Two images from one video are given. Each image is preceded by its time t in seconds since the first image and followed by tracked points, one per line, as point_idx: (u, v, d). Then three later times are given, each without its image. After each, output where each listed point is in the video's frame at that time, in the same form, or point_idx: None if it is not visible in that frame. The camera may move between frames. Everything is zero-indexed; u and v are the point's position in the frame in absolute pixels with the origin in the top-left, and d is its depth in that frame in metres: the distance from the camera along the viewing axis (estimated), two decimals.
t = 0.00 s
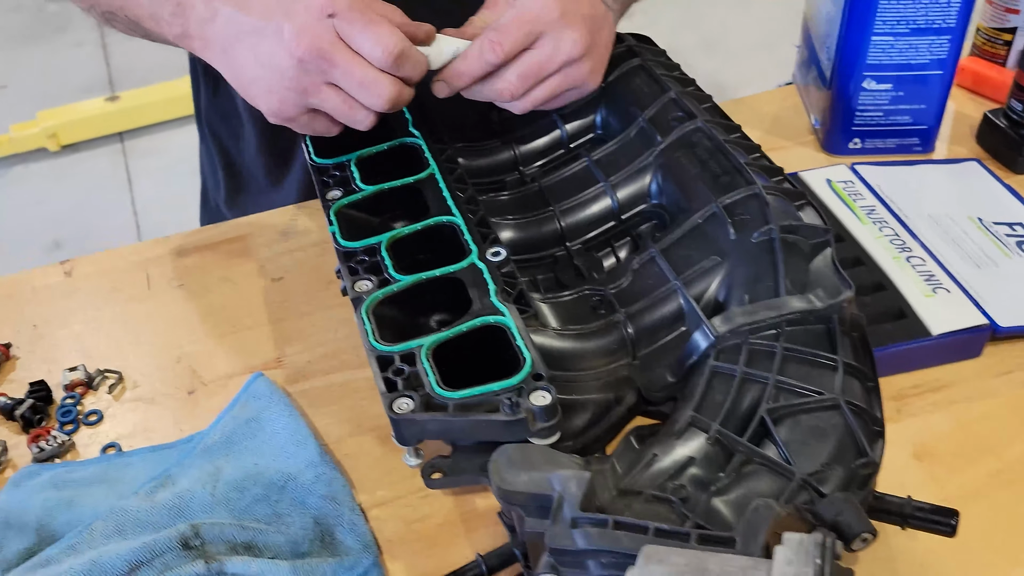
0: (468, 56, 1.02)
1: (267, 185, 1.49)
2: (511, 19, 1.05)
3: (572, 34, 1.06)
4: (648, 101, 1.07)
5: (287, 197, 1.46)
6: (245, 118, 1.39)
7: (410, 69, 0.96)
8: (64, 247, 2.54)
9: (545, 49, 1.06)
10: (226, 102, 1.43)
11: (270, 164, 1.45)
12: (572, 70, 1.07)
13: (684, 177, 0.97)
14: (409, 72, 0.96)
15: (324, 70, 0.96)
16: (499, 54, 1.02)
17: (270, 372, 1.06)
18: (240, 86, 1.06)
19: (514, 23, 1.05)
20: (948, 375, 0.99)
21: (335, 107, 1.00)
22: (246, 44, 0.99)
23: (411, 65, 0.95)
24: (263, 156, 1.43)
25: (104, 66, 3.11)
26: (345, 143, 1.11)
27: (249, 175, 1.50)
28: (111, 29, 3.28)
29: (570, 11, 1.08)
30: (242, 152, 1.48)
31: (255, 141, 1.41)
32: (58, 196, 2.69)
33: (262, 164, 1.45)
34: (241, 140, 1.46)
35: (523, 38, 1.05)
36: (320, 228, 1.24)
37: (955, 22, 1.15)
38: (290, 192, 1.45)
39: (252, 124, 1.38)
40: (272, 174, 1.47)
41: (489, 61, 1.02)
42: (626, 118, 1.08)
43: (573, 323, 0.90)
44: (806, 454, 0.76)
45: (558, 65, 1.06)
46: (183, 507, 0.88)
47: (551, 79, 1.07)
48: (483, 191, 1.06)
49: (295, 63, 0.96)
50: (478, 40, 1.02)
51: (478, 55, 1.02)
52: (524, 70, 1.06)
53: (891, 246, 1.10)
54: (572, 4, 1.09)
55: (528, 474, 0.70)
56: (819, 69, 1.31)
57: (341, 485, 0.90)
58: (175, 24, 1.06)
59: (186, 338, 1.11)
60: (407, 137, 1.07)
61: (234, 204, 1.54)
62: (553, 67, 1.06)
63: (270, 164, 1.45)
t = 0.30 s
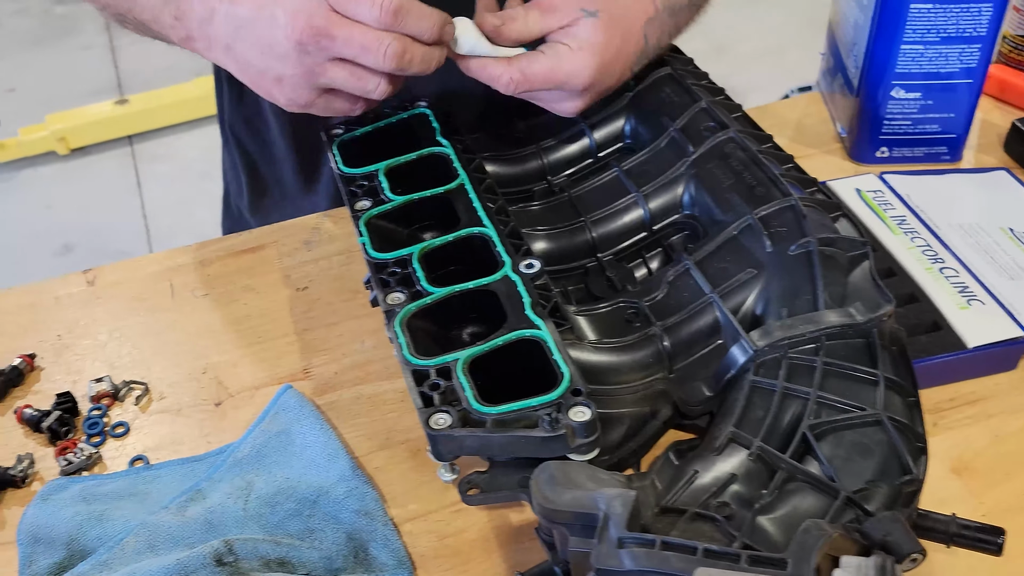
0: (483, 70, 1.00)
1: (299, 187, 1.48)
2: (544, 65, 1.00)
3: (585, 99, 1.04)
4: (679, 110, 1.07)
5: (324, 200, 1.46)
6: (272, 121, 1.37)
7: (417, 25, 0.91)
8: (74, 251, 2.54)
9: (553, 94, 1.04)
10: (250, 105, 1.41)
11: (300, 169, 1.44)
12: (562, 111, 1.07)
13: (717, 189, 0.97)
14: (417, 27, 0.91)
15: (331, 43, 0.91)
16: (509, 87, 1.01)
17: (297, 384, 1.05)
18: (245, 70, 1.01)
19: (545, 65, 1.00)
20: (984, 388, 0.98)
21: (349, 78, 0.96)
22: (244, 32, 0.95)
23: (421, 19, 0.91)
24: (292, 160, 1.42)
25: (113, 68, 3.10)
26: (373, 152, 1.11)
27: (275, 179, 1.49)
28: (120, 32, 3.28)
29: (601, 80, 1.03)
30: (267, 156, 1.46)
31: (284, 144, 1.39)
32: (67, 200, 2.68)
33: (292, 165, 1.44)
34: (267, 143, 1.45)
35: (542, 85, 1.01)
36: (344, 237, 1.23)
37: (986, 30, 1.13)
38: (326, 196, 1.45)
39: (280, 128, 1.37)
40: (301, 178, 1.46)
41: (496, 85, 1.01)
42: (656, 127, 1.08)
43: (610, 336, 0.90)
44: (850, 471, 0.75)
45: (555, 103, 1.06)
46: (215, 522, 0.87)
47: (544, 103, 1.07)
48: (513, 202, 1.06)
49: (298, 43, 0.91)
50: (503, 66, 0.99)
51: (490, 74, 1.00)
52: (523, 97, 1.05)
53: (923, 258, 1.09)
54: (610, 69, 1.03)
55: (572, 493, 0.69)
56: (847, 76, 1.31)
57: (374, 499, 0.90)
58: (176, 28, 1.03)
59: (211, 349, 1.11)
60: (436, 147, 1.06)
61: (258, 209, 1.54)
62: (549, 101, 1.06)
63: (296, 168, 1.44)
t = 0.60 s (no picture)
0: (565, 90, 0.94)
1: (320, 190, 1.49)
2: (618, 62, 0.99)
3: (659, 93, 1.03)
4: (706, 114, 1.08)
5: (348, 202, 1.47)
6: (292, 123, 1.37)
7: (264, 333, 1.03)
8: (87, 251, 2.54)
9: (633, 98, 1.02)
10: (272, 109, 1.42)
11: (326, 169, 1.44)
12: (640, 120, 1.05)
13: (746, 192, 0.97)
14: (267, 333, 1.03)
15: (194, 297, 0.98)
16: (597, 96, 0.96)
17: (325, 384, 1.05)
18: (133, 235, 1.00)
19: (618, 64, 0.99)
20: (1013, 392, 0.98)
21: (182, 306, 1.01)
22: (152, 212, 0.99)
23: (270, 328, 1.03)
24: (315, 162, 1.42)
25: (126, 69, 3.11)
26: (399, 153, 1.11)
27: (296, 180, 1.50)
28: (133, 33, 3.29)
29: (668, 67, 1.02)
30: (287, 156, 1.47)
31: (305, 146, 1.39)
32: (81, 200, 2.69)
33: (313, 170, 1.44)
34: (287, 144, 1.45)
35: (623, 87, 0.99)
36: (368, 238, 1.24)
37: (1013, 35, 1.13)
38: (349, 196, 1.47)
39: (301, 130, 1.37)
40: (323, 180, 1.46)
41: (584, 102, 0.96)
42: (684, 131, 1.08)
43: (641, 338, 0.90)
44: (885, 475, 0.75)
45: (634, 113, 1.03)
46: (248, 520, 0.88)
47: (621, 121, 1.04)
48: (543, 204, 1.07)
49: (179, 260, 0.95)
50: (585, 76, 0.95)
51: (576, 91, 0.95)
52: (606, 115, 1.01)
53: (951, 261, 1.11)
54: (670, 52, 1.03)
55: (609, 494, 0.68)
56: (871, 80, 1.32)
57: (405, 499, 0.91)
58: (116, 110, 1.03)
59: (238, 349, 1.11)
60: (464, 149, 1.07)
61: (279, 213, 1.54)
62: (630, 114, 1.03)
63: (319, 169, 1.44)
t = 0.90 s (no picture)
0: (577, 92, 0.94)
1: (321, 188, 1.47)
2: (621, 55, 0.98)
3: (654, 78, 1.03)
4: (718, 112, 1.07)
5: (342, 200, 1.44)
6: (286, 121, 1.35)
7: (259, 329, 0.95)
8: (92, 248, 2.55)
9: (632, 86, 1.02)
10: (267, 108, 1.41)
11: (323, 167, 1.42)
12: (638, 107, 1.05)
13: (758, 191, 0.97)
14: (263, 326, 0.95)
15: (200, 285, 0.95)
16: (611, 96, 0.96)
17: (332, 381, 1.05)
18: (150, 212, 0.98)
19: (622, 57, 0.98)
20: None
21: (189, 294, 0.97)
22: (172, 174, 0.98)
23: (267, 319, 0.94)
24: (310, 161, 1.40)
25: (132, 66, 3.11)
26: (408, 151, 1.11)
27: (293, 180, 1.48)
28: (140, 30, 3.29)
29: (664, 52, 1.02)
30: (286, 156, 1.45)
31: (301, 145, 1.37)
32: (86, 196, 2.69)
33: (310, 170, 1.42)
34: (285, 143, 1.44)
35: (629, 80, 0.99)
36: (376, 235, 1.24)
37: None
38: (344, 195, 1.44)
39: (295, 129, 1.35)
40: (320, 179, 1.44)
41: (598, 103, 0.95)
42: (694, 129, 1.08)
43: (652, 336, 0.90)
44: (898, 475, 0.74)
45: (636, 102, 1.04)
46: (255, 517, 0.88)
47: (621, 109, 1.04)
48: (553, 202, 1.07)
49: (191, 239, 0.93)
50: (597, 77, 0.95)
51: (589, 93, 0.95)
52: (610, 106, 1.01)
53: (962, 262, 1.10)
54: (665, 37, 1.03)
55: (620, 493, 0.68)
56: (882, 80, 1.31)
57: (413, 497, 0.90)
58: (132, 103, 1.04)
59: (245, 345, 1.11)
60: (473, 145, 1.07)
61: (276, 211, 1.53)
62: (630, 102, 1.03)
63: (315, 167, 1.41)
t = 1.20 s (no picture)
0: (540, 70, 0.90)
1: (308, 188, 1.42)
2: (581, 32, 0.94)
3: (612, 51, 0.99)
4: (717, 105, 1.06)
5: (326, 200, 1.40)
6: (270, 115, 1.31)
7: (415, 83, 0.86)
8: (90, 245, 2.53)
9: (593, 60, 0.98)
10: (250, 104, 1.37)
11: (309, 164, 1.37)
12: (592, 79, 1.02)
13: (756, 184, 0.96)
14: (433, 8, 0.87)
15: (349, 78, 0.87)
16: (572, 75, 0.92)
17: (327, 376, 1.04)
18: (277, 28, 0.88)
19: (582, 33, 0.94)
20: None
21: (360, 117, 0.93)
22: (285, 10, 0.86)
23: (422, 77, 0.85)
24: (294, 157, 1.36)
25: (131, 63, 3.10)
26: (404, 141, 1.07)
27: (278, 179, 1.44)
28: (139, 28, 3.28)
29: (621, 25, 0.98)
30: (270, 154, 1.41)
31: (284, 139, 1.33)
32: (84, 193, 2.68)
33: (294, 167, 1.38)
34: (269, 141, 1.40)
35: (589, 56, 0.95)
36: (372, 229, 1.23)
37: None
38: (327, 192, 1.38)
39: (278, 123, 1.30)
40: (305, 178, 1.40)
41: (558, 83, 0.92)
42: (693, 123, 1.07)
43: (648, 331, 0.89)
44: (897, 472, 0.73)
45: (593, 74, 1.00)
46: (246, 512, 0.87)
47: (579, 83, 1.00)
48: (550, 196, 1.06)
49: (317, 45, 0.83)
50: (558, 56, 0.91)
51: (552, 72, 0.90)
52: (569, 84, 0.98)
53: (963, 258, 1.10)
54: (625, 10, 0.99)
55: (615, 488, 0.67)
56: (882, 76, 1.30)
57: (406, 492, 0.89)
58: None
59: (239, 339, 1.10)
60: (470, 139, 1.06)
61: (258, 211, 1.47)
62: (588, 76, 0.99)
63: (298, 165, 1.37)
